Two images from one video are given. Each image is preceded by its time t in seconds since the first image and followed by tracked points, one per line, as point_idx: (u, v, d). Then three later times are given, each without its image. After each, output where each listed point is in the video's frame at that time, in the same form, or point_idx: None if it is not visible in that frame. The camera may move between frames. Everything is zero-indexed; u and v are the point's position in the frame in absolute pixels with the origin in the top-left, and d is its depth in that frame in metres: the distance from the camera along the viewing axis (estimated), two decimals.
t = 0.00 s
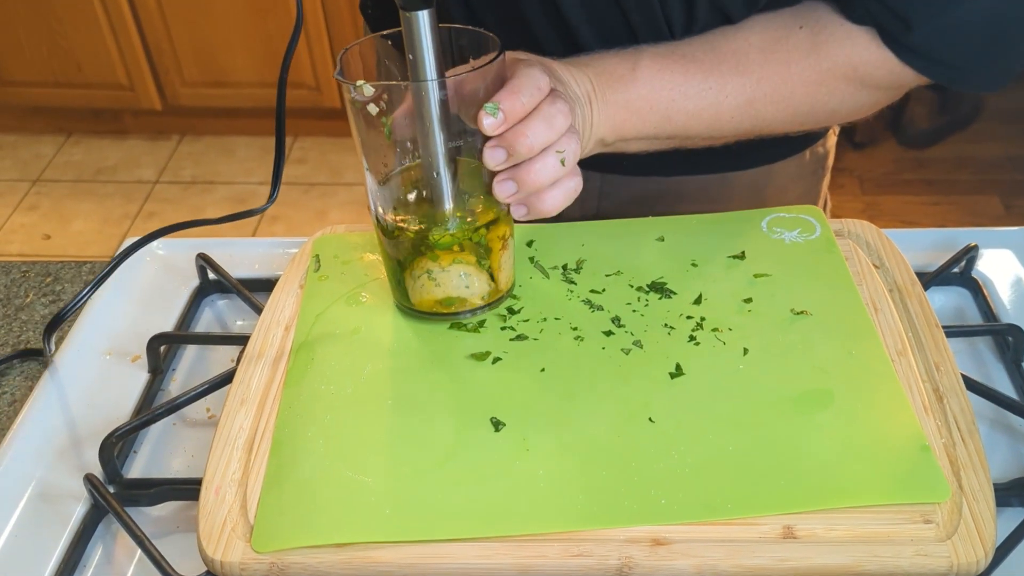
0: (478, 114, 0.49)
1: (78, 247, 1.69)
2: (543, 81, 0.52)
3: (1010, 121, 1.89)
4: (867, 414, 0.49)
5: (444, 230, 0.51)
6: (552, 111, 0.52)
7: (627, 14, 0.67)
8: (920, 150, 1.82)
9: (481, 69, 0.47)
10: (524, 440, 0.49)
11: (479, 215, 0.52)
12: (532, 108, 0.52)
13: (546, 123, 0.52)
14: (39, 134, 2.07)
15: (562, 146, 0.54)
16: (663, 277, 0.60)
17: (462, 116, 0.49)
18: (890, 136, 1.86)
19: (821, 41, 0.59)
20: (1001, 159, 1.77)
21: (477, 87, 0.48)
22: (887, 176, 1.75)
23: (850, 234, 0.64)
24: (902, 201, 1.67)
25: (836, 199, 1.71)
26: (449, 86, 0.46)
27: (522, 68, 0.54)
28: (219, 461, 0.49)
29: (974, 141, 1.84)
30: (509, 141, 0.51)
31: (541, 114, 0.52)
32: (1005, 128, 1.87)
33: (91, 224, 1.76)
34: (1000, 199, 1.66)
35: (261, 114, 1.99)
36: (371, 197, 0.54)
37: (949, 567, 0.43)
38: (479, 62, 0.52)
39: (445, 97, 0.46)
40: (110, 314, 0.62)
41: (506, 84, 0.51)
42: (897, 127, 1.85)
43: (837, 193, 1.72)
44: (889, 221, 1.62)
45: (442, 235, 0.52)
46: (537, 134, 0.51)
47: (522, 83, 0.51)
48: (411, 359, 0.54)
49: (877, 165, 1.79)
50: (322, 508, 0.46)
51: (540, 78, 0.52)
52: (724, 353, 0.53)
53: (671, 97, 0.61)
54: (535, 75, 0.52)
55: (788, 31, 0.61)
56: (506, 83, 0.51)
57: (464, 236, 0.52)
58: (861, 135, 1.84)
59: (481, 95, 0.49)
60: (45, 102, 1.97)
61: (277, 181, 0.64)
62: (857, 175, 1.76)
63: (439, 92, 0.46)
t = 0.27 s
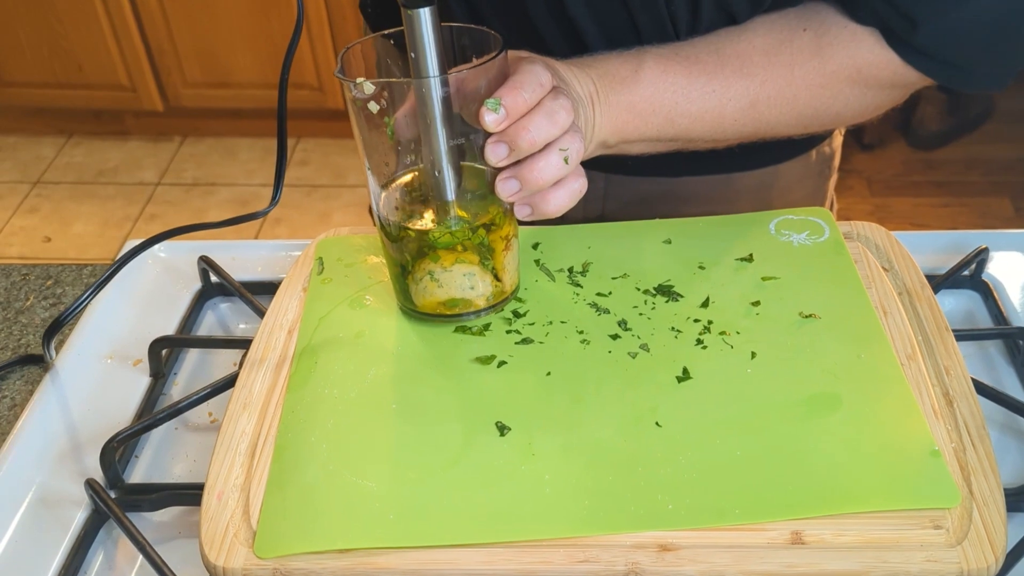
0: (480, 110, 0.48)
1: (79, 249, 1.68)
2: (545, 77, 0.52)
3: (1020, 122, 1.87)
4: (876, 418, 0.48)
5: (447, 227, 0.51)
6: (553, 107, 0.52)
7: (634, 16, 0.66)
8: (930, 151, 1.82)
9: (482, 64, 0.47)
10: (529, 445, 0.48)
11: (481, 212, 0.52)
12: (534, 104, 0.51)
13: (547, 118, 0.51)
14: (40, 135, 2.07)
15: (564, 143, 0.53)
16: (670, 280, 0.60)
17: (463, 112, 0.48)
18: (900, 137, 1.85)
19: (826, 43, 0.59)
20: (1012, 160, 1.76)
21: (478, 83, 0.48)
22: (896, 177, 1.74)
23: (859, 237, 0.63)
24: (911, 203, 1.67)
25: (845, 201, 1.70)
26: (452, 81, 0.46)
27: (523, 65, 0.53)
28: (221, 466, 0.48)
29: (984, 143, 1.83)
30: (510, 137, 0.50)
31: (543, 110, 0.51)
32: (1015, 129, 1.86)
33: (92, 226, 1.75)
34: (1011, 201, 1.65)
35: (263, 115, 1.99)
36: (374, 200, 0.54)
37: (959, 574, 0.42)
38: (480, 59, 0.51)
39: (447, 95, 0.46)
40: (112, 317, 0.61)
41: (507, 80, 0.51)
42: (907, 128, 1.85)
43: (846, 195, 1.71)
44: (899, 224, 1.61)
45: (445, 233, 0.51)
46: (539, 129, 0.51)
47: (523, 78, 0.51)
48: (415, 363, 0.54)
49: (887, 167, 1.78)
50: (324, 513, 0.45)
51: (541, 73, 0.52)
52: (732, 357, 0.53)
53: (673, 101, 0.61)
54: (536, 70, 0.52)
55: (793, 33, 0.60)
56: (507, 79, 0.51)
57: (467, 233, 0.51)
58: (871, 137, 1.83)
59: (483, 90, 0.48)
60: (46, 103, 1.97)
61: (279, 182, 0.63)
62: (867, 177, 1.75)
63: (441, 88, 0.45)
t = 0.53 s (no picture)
0: (480, 103, 0.48)
1: (80, 252, 1.68)
2: (546, 71, 0.51)
3: None
4: (885, 423, 0.48)
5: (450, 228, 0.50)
6: (555, 99, 0.51)
7: (642, 15, 0.66)
8: (940, 154, 1.81)
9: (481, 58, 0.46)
10: (535, 450, 0.48)
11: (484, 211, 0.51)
12: (534, 97, 0.51)
13: (548, 111, 0.51)
14: (41, 137, 2.06)
15: (565, 137, 0.53)
16: (678, 282, 0.59)
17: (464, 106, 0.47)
18: (910, 139, 1.85)
19: (834, 42, 0.58)
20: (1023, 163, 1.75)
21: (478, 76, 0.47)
22: (906, 180, 1.74)
23: (869, 239, 0.63)
24: (921, 206, 1.66)
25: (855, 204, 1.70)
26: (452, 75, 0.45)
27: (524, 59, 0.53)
28: (223, 470, 0.48)
29: (994, 145, 1.82)
30: (511, 130, 0.50)
31: (544, 103, 0.51)
32: None
33: (93, 228, 1.75)
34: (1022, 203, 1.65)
35: (266, 116, 1.98)
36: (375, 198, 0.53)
37: None
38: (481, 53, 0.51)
39: (447, 87, 0.45)
40: (113, 321, 0.61)
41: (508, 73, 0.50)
42: (917, 130, 1.84)
43: (855, 198, 1.71)
44: (909, 226, 1.61)
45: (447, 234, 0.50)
46: (540, 123, 0.50)
47: (524, 72, 0.50)
48: (419, 367, 0.53)
49: (896, 169, 1.77)
50: (327, 518, 0.45)
51: (542, 67, 0.51)
52: (740, 361, 0.52)
53: (679, 100, 0.61)
54: (537, 64, 0.51)
55: (801, 32, 0.60)
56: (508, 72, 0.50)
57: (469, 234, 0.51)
58: (880, 138, 1.83)
59: (483, 84, 0.48)
60: (47, 104, 1.96)
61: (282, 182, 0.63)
62: (876, 179, 1.75)
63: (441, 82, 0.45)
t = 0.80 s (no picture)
0: (488, 101, 0.47)
1: (81, 255, 1.67)
2: (554, 69, 0.51)
3: None
4: (894, 427, 0.47)
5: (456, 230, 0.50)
6: (563, 98, 0.51)
7: (652, 14, 0.66)
8: (950, 156, 1.80)
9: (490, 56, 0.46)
10: (541, 455, 0.47)
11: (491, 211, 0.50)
12: (543, 95, 0.50)
13: (557, 110, 0.50)
14: (42, 138, 2.06)
15: (573, 136, 0.52)
16: (685, 286, 0.59)
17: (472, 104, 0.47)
18: (919, 140, 1.84)
19: (844, 40, 0.58)
20: None
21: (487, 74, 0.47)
22: (915, 182, 1.73)
23: (878, 242, 0.62)
24: (931, 208, 1.66)
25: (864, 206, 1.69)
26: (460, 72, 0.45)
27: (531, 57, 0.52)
28: (226, 475, 0.47)
29: (1005, 146, 1.81)
30: (520, 129, 0.49)
31: (553, 101, 0.50)
32: None
33: (94, 231, 1.74)
34: None
35: (267, 117, 1.98)
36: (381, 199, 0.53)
37: None
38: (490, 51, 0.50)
39: (455, 83, 0.45)
40: (114, 324, 0.60)
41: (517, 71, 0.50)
42: (926, 132, 1.83)
43: (864, 200, 1.70)
44: (919, 229, 1.60)
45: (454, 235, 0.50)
46: (549, 121, 0.50)
47: (533, 70, 0.50)
48: (424, 371, 0.53)
49: (905, 171, 1.77)
50: (330, 524, 0.44)
51: (551, 65, 0.51)
52: (748, 365, 0.52)
53: (688, 100, 0.60)
54: (545, 62, 0.51)
55: (812, 30, 0.59)
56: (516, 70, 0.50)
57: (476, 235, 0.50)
58: (890, 140, 1.82)
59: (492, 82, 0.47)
60: (48, 105, 1.96)
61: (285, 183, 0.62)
62: (886, 181, 1.74)
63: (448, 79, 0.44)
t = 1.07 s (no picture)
0: (488, 96, 0.47)
1: (82, 258, 1.67)
2: (555, 65, 0.50)
3: None
4: (904, 431, 0.47)
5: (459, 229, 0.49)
6: (564, 93, 0.50)
7: (664, 6, 0.65)
8: (961, 157, 1.80)
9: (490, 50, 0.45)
10: (546, 460, 0.47)
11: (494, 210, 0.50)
12: (544, 90, 0.50)
13: (558, 105, 0.50)
14: (43, 139, 2.05)
15: (575, 132, 0.52)
16: (692, 289, 0.58)
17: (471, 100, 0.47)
18: (929, 142, 1.83)
19: (854, 26, 0.56)
20: None
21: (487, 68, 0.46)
22: (926, 184, 1.73)
23: (887, 244, 0.62)
24: (942, 210, 1.65)
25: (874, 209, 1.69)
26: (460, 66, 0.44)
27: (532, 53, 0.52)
28: (228, 480, 0.47)
29: (1016, 147, 1.80)
30: (520, 124, 0.49)
31: (553, 96, 0.50)
32: None
33: (95, 233, 1.74)
34: None
35: (269, 117, 1.97)
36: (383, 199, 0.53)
37: None
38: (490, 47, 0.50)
39: (455, 78, 0.45)
40: (115, 327, 0.60)
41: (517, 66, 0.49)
42: (936, 133, 1.82)
43: (874, 203, 1.70)
44: (930, 231, 1.60)
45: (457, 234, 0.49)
46: (550, 117, 0.49)
47: (533, 64, 0.49)
48: (429, 374, 0.52)
49: (915, 173, 1.76)
50: (333, 529, 0.44)
51: (552, 60, 0.50)
52: (757, 369, 0.51)
53: (695, 96, 0.60)
54: (546, 56, 0.50)
55: (820, 18, 0.58)
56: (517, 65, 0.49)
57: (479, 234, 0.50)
58: (899, 141, 1.81)
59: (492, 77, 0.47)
60: (49, 107, 1.96)
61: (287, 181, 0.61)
62: (896, 183, 1.74)
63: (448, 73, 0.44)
